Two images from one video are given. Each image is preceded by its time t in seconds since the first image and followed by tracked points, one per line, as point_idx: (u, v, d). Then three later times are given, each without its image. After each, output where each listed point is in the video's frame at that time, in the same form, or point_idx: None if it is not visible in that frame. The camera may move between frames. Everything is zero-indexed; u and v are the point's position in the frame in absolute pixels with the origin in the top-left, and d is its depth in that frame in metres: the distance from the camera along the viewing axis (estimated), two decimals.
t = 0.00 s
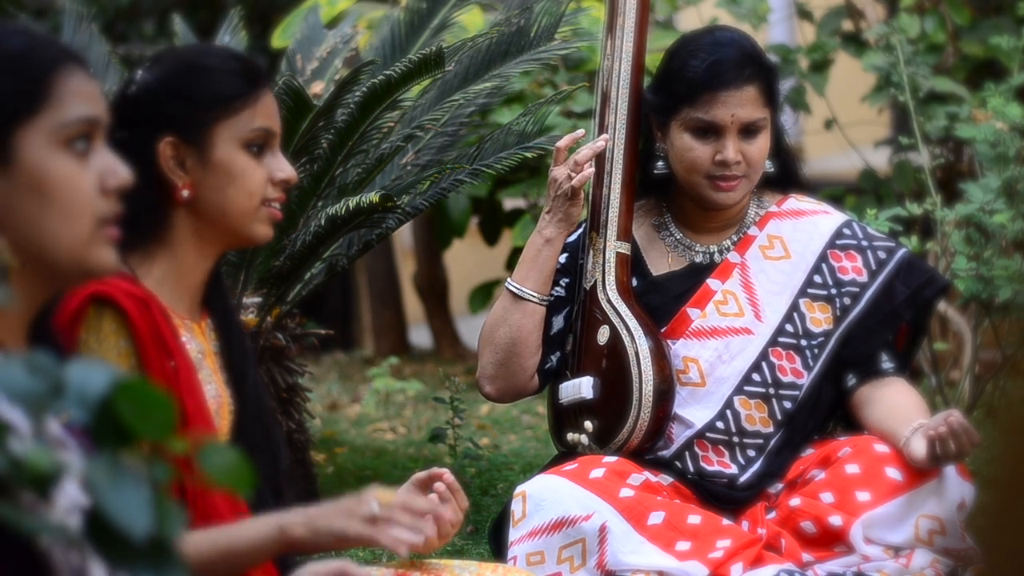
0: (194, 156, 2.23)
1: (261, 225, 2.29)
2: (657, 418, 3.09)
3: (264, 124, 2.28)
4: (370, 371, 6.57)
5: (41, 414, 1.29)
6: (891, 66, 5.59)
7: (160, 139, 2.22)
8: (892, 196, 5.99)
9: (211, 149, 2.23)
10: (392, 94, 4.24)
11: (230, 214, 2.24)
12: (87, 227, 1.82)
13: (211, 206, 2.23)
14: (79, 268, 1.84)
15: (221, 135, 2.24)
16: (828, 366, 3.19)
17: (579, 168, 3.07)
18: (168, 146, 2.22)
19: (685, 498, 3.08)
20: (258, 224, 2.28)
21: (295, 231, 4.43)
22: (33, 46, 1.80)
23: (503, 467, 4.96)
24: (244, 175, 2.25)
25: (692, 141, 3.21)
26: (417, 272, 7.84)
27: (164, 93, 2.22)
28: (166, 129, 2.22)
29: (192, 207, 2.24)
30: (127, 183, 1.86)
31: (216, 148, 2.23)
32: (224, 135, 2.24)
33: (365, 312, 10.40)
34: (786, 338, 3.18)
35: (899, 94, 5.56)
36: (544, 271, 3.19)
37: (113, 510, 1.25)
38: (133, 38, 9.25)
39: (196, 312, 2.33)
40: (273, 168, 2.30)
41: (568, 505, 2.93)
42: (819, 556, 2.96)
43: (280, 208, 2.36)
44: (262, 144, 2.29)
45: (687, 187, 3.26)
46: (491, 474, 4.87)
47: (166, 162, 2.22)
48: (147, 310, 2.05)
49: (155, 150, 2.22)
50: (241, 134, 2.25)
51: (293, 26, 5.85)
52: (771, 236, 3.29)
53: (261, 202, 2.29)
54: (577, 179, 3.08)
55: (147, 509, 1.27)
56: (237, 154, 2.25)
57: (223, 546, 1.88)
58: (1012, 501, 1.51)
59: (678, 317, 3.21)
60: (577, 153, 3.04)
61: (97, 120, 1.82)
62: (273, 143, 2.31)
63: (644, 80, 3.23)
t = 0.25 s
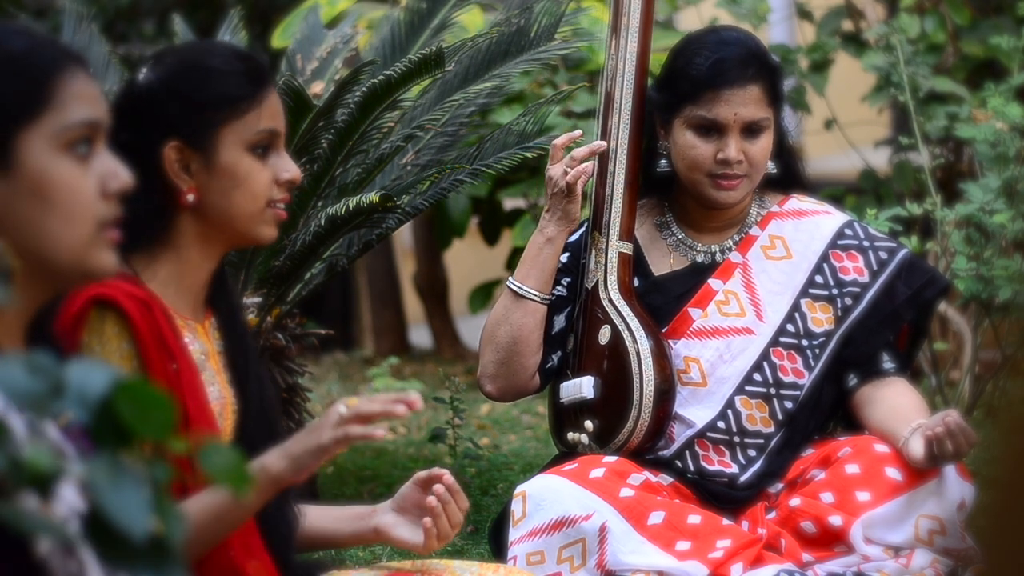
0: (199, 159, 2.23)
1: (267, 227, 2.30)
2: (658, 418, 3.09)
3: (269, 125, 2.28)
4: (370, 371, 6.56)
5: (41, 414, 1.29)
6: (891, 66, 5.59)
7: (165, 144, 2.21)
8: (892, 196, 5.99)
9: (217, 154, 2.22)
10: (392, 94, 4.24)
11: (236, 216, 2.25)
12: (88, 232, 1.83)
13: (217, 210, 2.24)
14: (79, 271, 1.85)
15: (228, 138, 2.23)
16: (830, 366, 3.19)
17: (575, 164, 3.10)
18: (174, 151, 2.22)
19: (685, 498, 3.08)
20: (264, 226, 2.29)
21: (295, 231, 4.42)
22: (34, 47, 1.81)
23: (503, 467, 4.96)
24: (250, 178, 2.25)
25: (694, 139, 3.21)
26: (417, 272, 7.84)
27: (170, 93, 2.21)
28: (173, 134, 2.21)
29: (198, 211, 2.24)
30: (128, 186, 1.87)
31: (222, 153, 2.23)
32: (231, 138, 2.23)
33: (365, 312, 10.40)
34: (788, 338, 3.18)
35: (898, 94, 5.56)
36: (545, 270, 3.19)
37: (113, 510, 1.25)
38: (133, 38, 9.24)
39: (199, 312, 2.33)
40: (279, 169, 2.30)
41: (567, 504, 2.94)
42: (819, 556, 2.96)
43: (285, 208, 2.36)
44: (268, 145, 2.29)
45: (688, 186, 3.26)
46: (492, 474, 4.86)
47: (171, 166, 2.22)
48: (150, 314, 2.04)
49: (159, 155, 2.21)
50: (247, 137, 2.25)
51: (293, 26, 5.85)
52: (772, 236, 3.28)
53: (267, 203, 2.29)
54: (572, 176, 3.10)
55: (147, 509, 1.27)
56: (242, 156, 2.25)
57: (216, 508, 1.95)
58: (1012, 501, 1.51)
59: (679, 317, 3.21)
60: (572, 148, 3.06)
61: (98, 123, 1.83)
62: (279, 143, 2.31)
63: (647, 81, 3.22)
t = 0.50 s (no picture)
0: (203, 165, 2.22)
1: (271, 229, 2.30)
2: (658, 419, 3.09)
3: (273, 129, 2.27)
4: (370, 371, 6.57)
5: (41, 415, 1.29)
6: (892, 66, 5.59)
7: (167, 151, 2.20)
8: (892, 196, 5.99)
9: (220, 158, 2.22)
10: (392, 94, 4.24)
11: (238, 219, 2.25)
12: (89, 239, 1.82)
13: (221, 215, 2.24)
14: (78, 277, 1.84)
15: (233, 143, 2.22)
16: (829, 366, 3.19)
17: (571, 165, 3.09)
18: (176, 157, 2.21)
19: (685, 497, 3.08)
20: (269, 228, 2.29)
21: (295, 231, 4.42)
22: (35, 48, 1.78)
23: (503, 467, 4.96)
24: (254, 183, 2.25)
25: (691, 137, 3.21)
26: (417, 272, 7.84)
27: (172, 96, 2.18)
28: (174, 140, 2.20)
29: (202, 217, 2.24)
30: (129, 192, 1.86)
31: (226, 158, 2.22)
32: (235, 142, 2.22)
33: (365, 312, 10.40)
34: (787, 338, 3.18)
35: (898, 94, 5.56)
36: (544, 270, 3.19)
37: (113, 510, 1.25)
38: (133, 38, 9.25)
39: (202, 313, 2.33)
40: (283, 170, 2.29)
41: (567, 504, 2.93)
42: (819, 556, 2.96)
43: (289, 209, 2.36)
44: (271, 148, 2.28)
45: (686, 185, 3.26)
46: (491, 474, 4.86)
47: (174, 173, 2.21)
48: (156, 323, 2.05)
49: (162, 161, 2.21)
50: (251, 141, 2.24)
51: (293, 26, 5.85)
52: (772, 236, 3.29)
53: (271, 205, 2.29)
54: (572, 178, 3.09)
55: (147, 509, 1.27)
56: (247, 161, 2.24)
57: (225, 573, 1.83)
58: (1012, 501, 1.51)
59: (678, 317, 3.21)
60: (570, 154, 3.03)
61: (99, 129, 1.81)
62: (282, 145, 2.30)
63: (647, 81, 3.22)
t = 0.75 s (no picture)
0: (199, 171, 2.22)
1: (271, 233, 2.30)
2: (657, 419, 3.09)
3: (270, 134, 2.25)
4: (370, 371, 6.57)
5: (41, 415, 1.29)
6: (891, 66, 5.59)
7: (165, 158, 2.20)
8: (892, 196, 5.99)
9: (215, 165, 2.21)
10: (392, 94, 4.24)
11: (236, 223, 2.25)
12: (92, 244, 1.82)
13: (219, 219, 2.24)
14: (82, 281, 1.84)
15: (231, 148, 2.21)
16: (829, 366, 3.19)
17: (564, 164, 3.11)
18: (173, 164, 2.21)
19: (684, 497, 3.08)
20: (268, 232, 2.29)
21: (295, 231, 4.41)
22: (38, 48, 1.77)
23: (503, 467, 4.96)
24: (252, 189, 2.24)
25: (684, 133, 3.22)
26: (417, 272, 7.84)
27: (169, 102, 2.17)
28: (171, 147, 2.20)
29: (199, 222, 2.24)
30: (133, 197, 1.86)
31: (222, 163, 2.21)
32: (233, 148, 2.21)
33: (365, 312, 10.41)
34: (787, 338, 3.18)
35: (899, 94, 5.56)
36: (543, 269, 3.19)
37: (113, 510, 1.25)
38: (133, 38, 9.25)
39: (203, 314, 2.32)
40: (282, 174, 2.28)
41: (568, 504, 2.93)
42: (819, 556, 2.96)
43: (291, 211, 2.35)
44: (270, 152, 2.27)
45: (681, 182, 3.26)
46: (491, 474, 4.86)
47: (170, 179, 2.21)
48: (156, 329, 2.06)
49: (158, 168, 2.21)
50: (249, 147, 2.23)
51: (293, 26, 5.85)
52: (772, 236, 3.29)
53: (271, 209, 2.28)
54: (566, 175, 3.10)
55: (147, 509, 1.26)
56: (244, 167, 2.23)
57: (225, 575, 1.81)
58: (1012, 501, 1.51)
59: (679, 317, 3.21)
60: (563, 150, 3.08)
61: (103, 135, 1.79)
62: (282, 148, 2.29)
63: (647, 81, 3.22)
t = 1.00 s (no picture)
0: (199, 171, 2.22)
1: (272, 235, 2.29)
2: (658, 420, 3.09)
3: (270, 135, 2.25)
4: (370, 371, 6.57)
5: (41, 415, 1.29)
6: (891, 66, 5.59)
7: (164, 157, 2.21)
8: (892, 196, 5.99)
9: (214, 165, 2.21)
10: (392, 94, 4.24)
11: (237, 224, 2.24)
12: (94, 246, 1.80)
13: (218, 219, 2.23)
14: (85, 283, 1.83)
15: (231, 149, 2.21)
16: (830, 367, 3.19)
17: (562, 162, 3.12)
18: (172, 164, 2.21)
19: (685, 498, 3.08)
20: (269, 234, 2.29)
21: (295, 231, 4.41)
22: (41, 48, 1.78)
23: (503, 467, 4.96)
24: (252, 190, 2.24)
25: (678, 123, 3.23)
26: (417, 272, 7.84)
27: (171, 102, 2.19)
28: (171, 146, 2.21)
29: (199, 221, 2.24)
30: (136, 199, 1.84)
31: (220, 163, 2.21)
32: (232, 147, 2.22)
33: (365, 312, 10.41)
34: (788, 339, 3.18)
35: (898, 94, 5.56)
36: (543, 269, 3.19)
37: (113, 510, 1.25)
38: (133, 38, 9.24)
39: (205, 314, 2.32)
40: (283, 175, 2.28)
41: (568, 505, 2.93)
42: (819, 556, 2.96)
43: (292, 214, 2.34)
44: (271, 154, 2.26)
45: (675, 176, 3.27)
46: (491, 474, 4.86)
47: (171, 178, 2.22)
48: (157, 327, 2.07)
49: (158, 167, 2.21)
50: (250, 148, 2.23)
51: (293, 26, 5.85)
52: (773, 237, 3.29)
53: (271, 210, 2.28)
54: (564, 174, 3.11)
55: (147, 509, 1.26)
56: (244, 168, 2.23)
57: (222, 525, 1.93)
58: (1012, 501, 1.51)
59: (679, 317, 3.20)
60: (560, 146, 3.09)
61: (106, 137, 1.79)
62: (285, 149, 2.29)
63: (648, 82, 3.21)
